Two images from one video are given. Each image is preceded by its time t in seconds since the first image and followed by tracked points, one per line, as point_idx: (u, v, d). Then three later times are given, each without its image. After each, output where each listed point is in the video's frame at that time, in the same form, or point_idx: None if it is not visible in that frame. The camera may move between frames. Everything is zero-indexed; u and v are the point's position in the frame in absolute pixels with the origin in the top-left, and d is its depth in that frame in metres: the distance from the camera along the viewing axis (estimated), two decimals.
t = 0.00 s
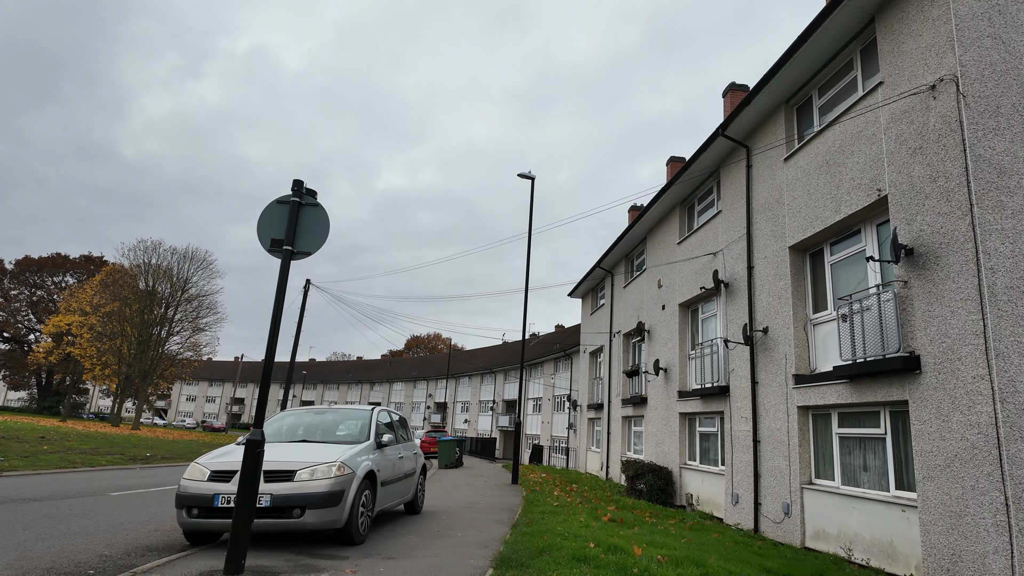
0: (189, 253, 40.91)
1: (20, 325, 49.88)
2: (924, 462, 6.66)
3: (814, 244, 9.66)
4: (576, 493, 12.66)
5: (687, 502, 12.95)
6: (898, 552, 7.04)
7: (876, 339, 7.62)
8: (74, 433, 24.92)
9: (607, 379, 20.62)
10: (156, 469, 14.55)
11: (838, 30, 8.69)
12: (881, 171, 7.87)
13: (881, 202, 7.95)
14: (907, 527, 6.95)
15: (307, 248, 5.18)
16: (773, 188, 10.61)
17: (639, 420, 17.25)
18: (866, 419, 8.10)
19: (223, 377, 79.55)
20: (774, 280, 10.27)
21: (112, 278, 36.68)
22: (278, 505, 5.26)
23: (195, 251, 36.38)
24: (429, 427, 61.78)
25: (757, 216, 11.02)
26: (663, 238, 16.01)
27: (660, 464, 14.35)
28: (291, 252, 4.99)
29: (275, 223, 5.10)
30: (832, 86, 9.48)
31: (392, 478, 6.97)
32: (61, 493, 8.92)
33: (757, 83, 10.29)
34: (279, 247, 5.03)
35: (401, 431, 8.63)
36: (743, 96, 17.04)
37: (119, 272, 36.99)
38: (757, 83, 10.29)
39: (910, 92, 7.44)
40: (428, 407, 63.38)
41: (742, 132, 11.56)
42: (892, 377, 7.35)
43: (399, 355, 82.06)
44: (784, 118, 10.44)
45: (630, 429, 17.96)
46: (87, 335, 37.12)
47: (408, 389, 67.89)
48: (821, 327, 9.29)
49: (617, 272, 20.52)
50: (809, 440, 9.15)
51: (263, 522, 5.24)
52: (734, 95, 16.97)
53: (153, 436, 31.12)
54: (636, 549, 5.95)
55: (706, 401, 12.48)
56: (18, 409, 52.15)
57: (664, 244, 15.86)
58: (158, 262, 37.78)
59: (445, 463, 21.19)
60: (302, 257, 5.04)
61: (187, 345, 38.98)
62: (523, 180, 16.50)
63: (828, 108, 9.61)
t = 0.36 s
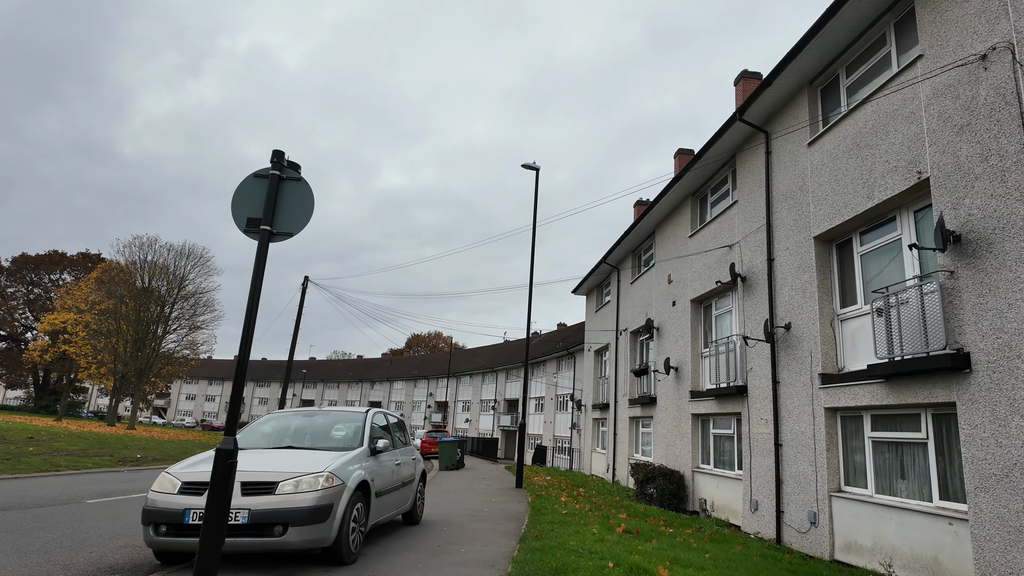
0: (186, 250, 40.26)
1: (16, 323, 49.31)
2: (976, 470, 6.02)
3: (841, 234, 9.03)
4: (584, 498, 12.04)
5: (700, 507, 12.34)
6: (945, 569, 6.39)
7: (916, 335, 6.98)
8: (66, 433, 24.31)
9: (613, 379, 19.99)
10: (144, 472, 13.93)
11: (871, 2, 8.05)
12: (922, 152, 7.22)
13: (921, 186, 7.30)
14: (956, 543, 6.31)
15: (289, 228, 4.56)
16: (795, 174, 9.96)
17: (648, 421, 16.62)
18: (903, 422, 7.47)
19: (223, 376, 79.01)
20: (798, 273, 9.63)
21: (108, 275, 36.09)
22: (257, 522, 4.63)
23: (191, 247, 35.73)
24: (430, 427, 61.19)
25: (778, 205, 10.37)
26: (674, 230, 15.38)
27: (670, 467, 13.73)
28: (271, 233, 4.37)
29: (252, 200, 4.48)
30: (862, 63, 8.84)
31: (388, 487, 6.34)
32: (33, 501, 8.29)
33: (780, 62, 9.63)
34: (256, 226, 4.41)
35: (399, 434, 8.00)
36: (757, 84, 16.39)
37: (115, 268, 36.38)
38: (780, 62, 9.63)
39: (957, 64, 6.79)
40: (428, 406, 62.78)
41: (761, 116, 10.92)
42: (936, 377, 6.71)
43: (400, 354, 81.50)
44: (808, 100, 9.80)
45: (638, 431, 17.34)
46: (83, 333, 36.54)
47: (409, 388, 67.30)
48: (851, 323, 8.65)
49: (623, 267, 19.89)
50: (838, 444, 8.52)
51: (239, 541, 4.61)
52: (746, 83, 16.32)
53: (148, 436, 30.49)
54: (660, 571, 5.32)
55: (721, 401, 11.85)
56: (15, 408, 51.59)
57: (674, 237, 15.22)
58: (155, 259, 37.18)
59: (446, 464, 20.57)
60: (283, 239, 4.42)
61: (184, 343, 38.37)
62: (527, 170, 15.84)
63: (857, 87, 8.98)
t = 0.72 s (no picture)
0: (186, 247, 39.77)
1: (16, 321, 48.90)
2: None
3: (875, 219, 8.41)
4: (596, 502, 11.43)
5: (717, 511, 11.73)
6: None
7: (968, 325, 6.36)
8: (61, 432, 23.76)
9: (621, 377, 19.39)
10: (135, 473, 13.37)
11: None
12: (971, 125, 6.61)
13: (971, 162, 6.68)
14: (1017, 554, 5.70)
15: (272, 195, 4.00)
16: (823, 157, 9.35)
17: (659, 421, 16.01)
18: (950, 421, 6.86)
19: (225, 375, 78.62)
20: (826, 262, 9.01)
21: (107, 272, 35.62)
22: (237, 533, 4.05)
23: (192, 243, 35.20)
24: (433, 427, 60.65)
25: (804, 190, 9.76)
26: (687, 222, 14.76)
27: (685, 469, 13.11)
28: (252, 199, 3.81)
29: (229, 162, 3.90)
30: (899, 35, 8.22)
31: (388, 492, 5.75)
32: (7, 505, 7.72)
33: (808, 37, 9.02)
34: (234, 192, 3.84)
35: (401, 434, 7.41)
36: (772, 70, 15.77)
37: (114, 266, 35.91)
38: (808, 37, 9.02)
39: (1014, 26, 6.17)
40: (431, 406, 62.23)
41: (784, 97, 10.30)
42: (992, 370, 6.10)
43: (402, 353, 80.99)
44: (837, 78, 9.19)
45: (649, 431, 16.73)
46: (82, 331, 36.08)
47: (411, 388, 66.79)
48: (887, 314, 8.04)
49: (632, 262, 19.28)
50: (873, 445, 7.90)
51: (216, 555, 4.03)
52: (762, 70, 15.71)
53: (146, 436, 29.95)
54: None
55: (740, 400, 11.25)
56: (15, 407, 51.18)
57: (687, 228, 14.61)
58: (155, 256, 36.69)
59: (449, 465, 19.98)
60: (266, 206, 3.86)
61: (184, 342, 37.85)
62: (535, 159, 15.22)
63: (892, 61, 8.36)
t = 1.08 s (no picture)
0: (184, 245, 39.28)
1: (13, 321, 48.41)
2: None
3: (906, 205, 7.83)
4: (605, 507, 10.86)
5: (732, 517, 11.15)
6: None
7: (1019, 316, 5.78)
8: (53, 434, 23.22)
9: (627, 377, 18.82)
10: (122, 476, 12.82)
11: None
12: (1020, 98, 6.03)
13: (1019, 139, 6.10)
14: None
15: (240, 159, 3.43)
16: (848, 141, 8.76)
17: (668, 422, 15.44)
18: (997, 423, 6.28)
19: (224, 375, 78.12)
20: (852, 252, 8.43)
21: (104, 271, 35.11)
22: (200, 552, 3.49)
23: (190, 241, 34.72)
24: (434, 427, 60.08)
25: (826, 176, 9.18)
26: (697, 214, 14.18)
27: (696, 472, 12.54)
28: (216, 161, 3.24)
29: (189, 121, 3.33)
30: (933, 8, 7.64)
31: (380, 501, 5.18)
32: None
33: (832, 12, 8.44)
34: (194, 155, 3.26)
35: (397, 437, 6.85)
36: (785, 58, 15.20)
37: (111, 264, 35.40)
38: (832, 12, 8.44)
39: None
40: (432, 406, 61.67)
41: (804, 79, 9.72)
42: None
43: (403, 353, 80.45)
44: (863, 56, 8.61)
45: (657, 432, 16.16)
46: (78, 330, 35.57)
47: (412, 388, 66.23)
48: (921, 307, 7.46)
49: (639, 257, 18.71)
50: (907, 448, 7.32)
51: None
52: (775, 57, 15.13)
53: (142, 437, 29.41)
54: None
55: (757, 399, 10.67)
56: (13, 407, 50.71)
57: (698, 221, 14.03)
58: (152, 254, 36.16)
59: (450, 467, 19.41)
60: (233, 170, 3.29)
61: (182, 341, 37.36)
62: (539, 150, 14.63)
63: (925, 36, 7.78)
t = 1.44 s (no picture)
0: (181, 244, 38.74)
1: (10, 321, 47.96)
2: None
3: (944, 190, 7.21)
4: (614, 516, 10.25)
5: (748, 526, 10.53)
6: None
7: None
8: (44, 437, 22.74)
9: (633, 378, 18.19)
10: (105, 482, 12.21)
11: None
12: None
13: None
14: None
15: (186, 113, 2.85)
16: (877, 123, 8.14)
17: (678, 424, 14.81)
18: None
19: (224, 376, 77.65)
20: (882, 242, 7.81)
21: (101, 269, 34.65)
22: None
23: (186, 240, 34.17)
24: (434, 429, 59.49)
25: (852, 162, 8.56)
26: (708, 207, 13.56)
27: (709, 478, 11.91)
28: (157, 112, 2.66)
29: (124, 65, 2.73)
30: None
31: (367, 519, 4.57)
32: None
33: None
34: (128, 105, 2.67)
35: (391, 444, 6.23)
36: (799, 45, 14.58)
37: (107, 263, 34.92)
38: None
39: None
40: (433, 407, 61.08)
41: (827, 59, 9.11)
42: None
43: (404, 354, 79.92)
44: (893, 31, 7.99)
45: (666, 436, 15.53)
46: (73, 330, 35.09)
47: (413, 389, 65.67)
48: (962, 302, 6.84)
49: (645, 254, 18.09)
50: (947, 456, 6.69)
51: None
52: (788, 44, 14.50)
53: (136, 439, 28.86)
54: None
55: (775, 401, 10.07)
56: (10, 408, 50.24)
57: (709, 215, 13.41)
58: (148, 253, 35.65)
59: (450, 471, 18.79)
60: (179, 123, 2.72)
61: (179, 341, 36.80)
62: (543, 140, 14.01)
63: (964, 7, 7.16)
